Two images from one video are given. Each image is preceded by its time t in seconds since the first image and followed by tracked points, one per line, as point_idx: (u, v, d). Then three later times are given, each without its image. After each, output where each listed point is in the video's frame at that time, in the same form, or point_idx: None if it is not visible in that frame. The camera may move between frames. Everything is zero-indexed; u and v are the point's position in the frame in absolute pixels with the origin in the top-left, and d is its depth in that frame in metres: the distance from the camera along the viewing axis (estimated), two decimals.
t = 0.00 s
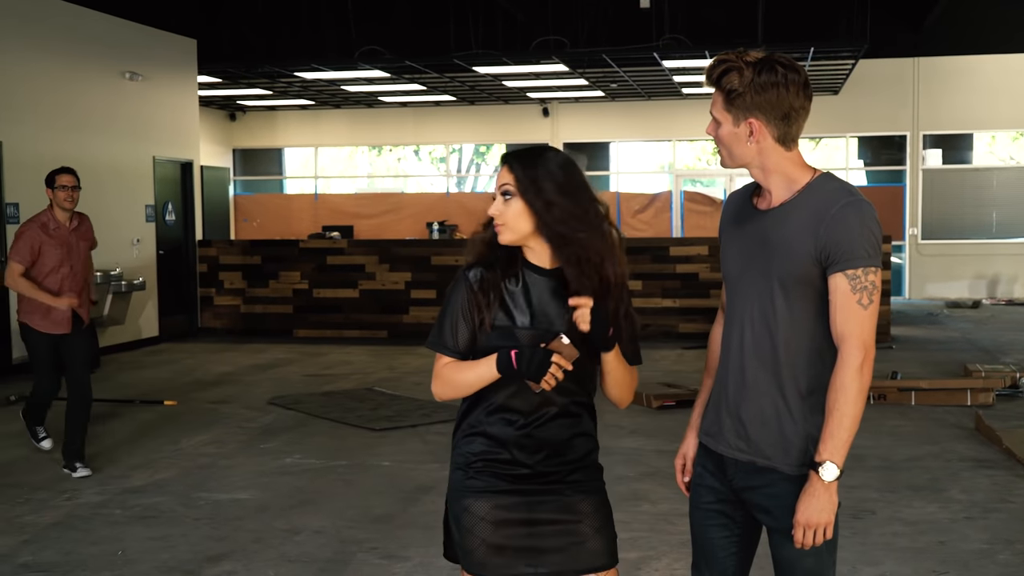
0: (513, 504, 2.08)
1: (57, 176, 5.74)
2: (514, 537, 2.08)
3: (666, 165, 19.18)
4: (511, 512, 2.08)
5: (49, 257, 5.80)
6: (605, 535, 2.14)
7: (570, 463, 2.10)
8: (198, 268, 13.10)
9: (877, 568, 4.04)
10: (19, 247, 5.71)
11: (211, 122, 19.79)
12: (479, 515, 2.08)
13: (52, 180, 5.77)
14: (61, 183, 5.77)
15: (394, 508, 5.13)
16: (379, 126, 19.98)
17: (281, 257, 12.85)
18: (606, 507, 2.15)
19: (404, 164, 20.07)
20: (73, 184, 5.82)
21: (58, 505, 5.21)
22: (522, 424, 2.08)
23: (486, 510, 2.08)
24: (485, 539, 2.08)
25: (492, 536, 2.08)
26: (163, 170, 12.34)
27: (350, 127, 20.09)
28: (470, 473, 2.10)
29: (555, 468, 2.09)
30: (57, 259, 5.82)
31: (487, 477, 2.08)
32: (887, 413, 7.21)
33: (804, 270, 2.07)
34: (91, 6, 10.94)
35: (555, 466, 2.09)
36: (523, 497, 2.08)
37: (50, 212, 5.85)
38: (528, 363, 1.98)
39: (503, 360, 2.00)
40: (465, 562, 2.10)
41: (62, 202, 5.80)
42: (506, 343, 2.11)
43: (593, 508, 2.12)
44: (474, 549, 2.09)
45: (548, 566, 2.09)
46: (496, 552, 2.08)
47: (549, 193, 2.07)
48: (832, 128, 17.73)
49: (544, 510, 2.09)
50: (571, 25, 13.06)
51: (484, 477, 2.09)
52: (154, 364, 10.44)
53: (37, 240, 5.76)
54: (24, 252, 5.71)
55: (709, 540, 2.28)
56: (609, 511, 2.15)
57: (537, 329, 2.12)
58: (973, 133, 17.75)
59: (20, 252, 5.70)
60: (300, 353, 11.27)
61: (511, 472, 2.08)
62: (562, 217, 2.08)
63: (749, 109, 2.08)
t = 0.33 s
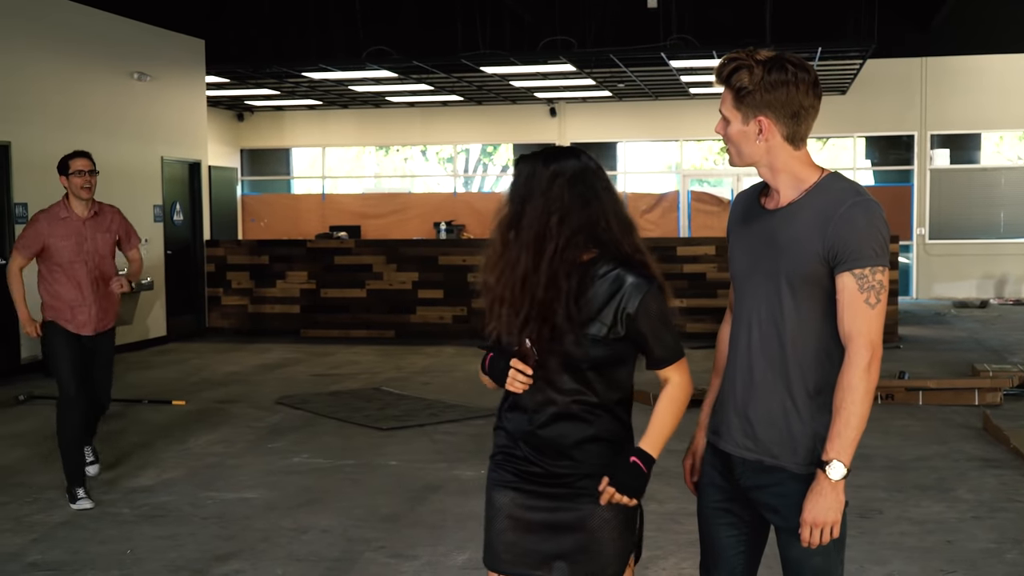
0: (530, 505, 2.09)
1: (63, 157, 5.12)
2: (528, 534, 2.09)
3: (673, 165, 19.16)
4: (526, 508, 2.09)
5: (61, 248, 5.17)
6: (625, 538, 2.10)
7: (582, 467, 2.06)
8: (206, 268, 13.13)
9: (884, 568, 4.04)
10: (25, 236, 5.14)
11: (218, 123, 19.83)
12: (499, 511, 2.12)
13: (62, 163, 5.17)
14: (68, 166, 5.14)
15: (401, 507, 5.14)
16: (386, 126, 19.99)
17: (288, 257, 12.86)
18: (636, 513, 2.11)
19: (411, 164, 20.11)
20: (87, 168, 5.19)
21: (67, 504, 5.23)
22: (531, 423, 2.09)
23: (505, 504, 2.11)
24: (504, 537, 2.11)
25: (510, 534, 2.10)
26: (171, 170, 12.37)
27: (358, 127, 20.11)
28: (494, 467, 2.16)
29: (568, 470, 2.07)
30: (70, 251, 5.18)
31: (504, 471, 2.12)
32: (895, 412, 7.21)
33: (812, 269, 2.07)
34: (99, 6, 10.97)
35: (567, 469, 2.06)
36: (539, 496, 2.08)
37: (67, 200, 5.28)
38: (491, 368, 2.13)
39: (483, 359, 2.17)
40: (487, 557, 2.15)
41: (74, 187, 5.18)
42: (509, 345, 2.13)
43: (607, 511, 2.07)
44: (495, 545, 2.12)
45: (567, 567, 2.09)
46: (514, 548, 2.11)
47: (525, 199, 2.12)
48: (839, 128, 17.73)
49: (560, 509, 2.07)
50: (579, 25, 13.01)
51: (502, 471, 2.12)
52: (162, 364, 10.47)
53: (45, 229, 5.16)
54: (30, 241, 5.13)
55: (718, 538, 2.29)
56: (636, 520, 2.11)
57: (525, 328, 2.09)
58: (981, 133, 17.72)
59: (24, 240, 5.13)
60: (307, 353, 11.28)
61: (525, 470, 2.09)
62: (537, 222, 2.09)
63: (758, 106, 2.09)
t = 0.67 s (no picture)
0: (557, 506, 2.10)
1: (77, 153, 4.56)
2: (552, 534, 2.10)
3: (665, 164, 19.17)
4: (552, 509, 2.10)
5: (79, 258, 4.62)
6: (648, 540, 2.10)
7: (609, 468, 2.07)
8: (198, 268, 13.12)
9: (876, 566, 4.05)
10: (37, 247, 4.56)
11: (210, 122, 19.80)
12: (525, 511, 2.13)
13: (76, 160, 4.61)
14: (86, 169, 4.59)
15: (395, 506, 5.14)
16: (378, 125, 19.98)
17: (280, 256, 12.84)
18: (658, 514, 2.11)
19: (403, 163, 20.06)
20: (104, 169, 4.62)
21: (59, 503, 5.22)
22: (559, 424, 2.10)
23: (532, 504, 2.13)
24: (529, 536, 2.12)
25: (534, 533, 2.12)
26: (163, 169, 12.36)
27: (350, 126, 20.09)
28: (523, 467, 2.17)
29: (595, 472, 2.07)
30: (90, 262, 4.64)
31: (533, 471, 2.13)
32: (886, 411, 7.23)
33: (807, 269, 2.08)
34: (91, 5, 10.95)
35: (593, 471, 2.07)
36: (565, 498, 2.09)
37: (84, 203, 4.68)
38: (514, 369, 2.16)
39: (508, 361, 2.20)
40: (509, 556, 2.15)
41: (93, 190, 4.60)
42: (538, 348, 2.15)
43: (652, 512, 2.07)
44: (520, 546, 2.13)
45: (590, 567, 2.10)
46: (538, 548, 2.12)
47: (546, 201, 2.14)
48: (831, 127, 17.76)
49: (585, 510, 2.08)
50: (571, 24, 12.99)
51: (531, 471, 2.14)
52: (154, 364, 10.44)
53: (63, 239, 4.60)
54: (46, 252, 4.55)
55: (715, 537, 2.30)
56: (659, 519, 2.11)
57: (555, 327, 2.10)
58: (972, 132, 17.76)
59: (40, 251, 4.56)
60: (299, 353, 11.27)
61: (555, 471, 2.10)
62: (560, 224, 2.12)
63: (755, 104, 2.09)
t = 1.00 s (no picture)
0: (566, 504, 2.11)
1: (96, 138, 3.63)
2: (559, 530, 2.12)
3: (654, 164, 19.19)
4: (560, 506, 2.12)
5: (97, 265, 3.61)
6: (655, 538, 2.13)
7: (621, 466, 2.10)
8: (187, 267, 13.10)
9: (866, 564, 4.06)
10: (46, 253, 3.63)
11: (198, 121, 19.77)
12: (533, 507, 2.14)
13: (96, 148, 3.67)
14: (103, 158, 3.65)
15: (385, 505, 5.14)
16: (367, 125, 19.97)
17: (269, 255, 12.82)
18: (665, 511, 2.14)
19: (392, 162, 20.04)
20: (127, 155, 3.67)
21: (48, 504, 5.20)
22: (569, 421, 2.12)
23: (539, 500, 2.14)
24: (536, 532, 2.13)
25: (541, 530, 2.13)
26: (151, 168, 12.36)
27: (339, 126, 20.07)
28: (528, 465, 2.18)
29: (607, 468, 2.10)
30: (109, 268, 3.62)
31: (541, 468, 2.15)
32: (875, 410, 7.25)
33: (799, 267, 2.09)
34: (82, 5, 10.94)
35: (606, 469, 2.10)
36: (574, 494, 2.11)
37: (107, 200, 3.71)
38: (535, 380, 2.15)
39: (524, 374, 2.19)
40: (515, 552, 2.17)
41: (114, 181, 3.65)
42: (548, 342, 2.15)
43: (641, 495, 2.09)
44: (527, 541, 2.15)
45: (597, 564, 2.12)
46: (545, 545, 2.13)
47: (560, 198, 2.16)
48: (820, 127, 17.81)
49: (593, 507, 2.10)
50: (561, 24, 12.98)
51: (539, 467, 2.15)
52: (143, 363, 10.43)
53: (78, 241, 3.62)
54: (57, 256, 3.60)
55: (709, 536, 2.30)
56: (665, 516, 2.14)
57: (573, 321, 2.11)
58: (960, 132, 17.81)
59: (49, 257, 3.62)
60: (288, 352, 11.25)
61: (563, 467, 2.12)
62: (575, 222, 2.14)
63: (749, 101, 2.10)
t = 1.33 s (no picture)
0: (554, 500, 2.17)
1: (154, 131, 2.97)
2: (548, 528, 2.17)
3: (642, 163, 19.23)
4: (548, 502, 2.17)
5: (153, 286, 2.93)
6: (640, 533, 2.19)
7: (608, 461, 2.16)
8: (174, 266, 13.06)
9: (855, 562, 4.08)
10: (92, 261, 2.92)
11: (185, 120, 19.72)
12: (519, 505, 2.20)
13: (149, 140, 2.99)
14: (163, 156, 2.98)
15: (375, 504, 5.14)
16: (355, 123, 19.95)
17: (257, 255, 12.80)
18: (651, 506, 2.20)
19: (380, 161, 20.05)
20: (186, 153, 2.99)
21: (36, 503, 5.18)
22: (556, 415, 2.17)
23: (527, 496, 2.19)
24: (525, 529, 2.19)
25: (530, 527, 2.19)
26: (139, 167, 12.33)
27: (327, 124, 20.05)
28: (515, 462, 2.23)
29: (595, 464, 2.16)
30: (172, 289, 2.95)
31: (529, 465, 2.20)
32: (863, 409, 7.27)
33: (791, 266, 2.10)
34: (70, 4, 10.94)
35: (593, 465, 2.16)
36: (561, 491, 2.17)
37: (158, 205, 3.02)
38: (505, 416, 2.16)
39: (495, 402, 2.20)
40: (505, 548, 2.22)
41: (172, 184, 2.97)
42: (536, 336, 2.19)
43: (630, 485, 2.14)
44: (517, 539, 2.20)
45: (584, 561, 2.17)
46: (534, 542, 2.19)
47: (554, 194, 2.20)
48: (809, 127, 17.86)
49: (580, 504, 2.16)
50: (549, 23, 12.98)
51: (527, 464, 2.20)
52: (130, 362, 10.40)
53: (132, 249, 2.92)
54: (105, 263, 2.88)
55: (698, 535, 2.31)
56: (652, 511, 2.20)
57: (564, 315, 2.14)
58: (947, 132, 17.88)
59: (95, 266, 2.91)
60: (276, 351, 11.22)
61: (552, 463, 2.18)
62: (571, 218, 2.18)
63: (743, 99, 2.11)
